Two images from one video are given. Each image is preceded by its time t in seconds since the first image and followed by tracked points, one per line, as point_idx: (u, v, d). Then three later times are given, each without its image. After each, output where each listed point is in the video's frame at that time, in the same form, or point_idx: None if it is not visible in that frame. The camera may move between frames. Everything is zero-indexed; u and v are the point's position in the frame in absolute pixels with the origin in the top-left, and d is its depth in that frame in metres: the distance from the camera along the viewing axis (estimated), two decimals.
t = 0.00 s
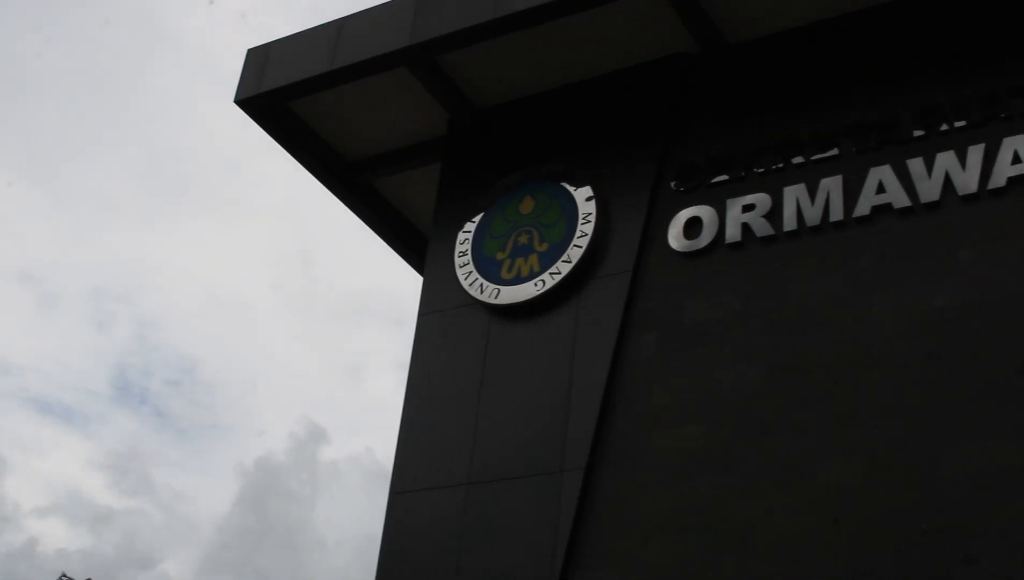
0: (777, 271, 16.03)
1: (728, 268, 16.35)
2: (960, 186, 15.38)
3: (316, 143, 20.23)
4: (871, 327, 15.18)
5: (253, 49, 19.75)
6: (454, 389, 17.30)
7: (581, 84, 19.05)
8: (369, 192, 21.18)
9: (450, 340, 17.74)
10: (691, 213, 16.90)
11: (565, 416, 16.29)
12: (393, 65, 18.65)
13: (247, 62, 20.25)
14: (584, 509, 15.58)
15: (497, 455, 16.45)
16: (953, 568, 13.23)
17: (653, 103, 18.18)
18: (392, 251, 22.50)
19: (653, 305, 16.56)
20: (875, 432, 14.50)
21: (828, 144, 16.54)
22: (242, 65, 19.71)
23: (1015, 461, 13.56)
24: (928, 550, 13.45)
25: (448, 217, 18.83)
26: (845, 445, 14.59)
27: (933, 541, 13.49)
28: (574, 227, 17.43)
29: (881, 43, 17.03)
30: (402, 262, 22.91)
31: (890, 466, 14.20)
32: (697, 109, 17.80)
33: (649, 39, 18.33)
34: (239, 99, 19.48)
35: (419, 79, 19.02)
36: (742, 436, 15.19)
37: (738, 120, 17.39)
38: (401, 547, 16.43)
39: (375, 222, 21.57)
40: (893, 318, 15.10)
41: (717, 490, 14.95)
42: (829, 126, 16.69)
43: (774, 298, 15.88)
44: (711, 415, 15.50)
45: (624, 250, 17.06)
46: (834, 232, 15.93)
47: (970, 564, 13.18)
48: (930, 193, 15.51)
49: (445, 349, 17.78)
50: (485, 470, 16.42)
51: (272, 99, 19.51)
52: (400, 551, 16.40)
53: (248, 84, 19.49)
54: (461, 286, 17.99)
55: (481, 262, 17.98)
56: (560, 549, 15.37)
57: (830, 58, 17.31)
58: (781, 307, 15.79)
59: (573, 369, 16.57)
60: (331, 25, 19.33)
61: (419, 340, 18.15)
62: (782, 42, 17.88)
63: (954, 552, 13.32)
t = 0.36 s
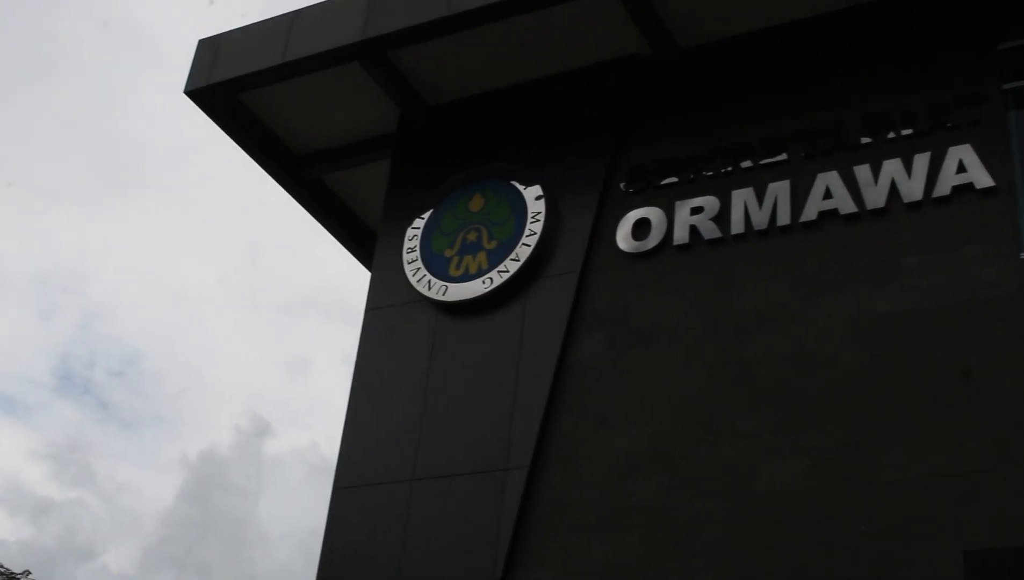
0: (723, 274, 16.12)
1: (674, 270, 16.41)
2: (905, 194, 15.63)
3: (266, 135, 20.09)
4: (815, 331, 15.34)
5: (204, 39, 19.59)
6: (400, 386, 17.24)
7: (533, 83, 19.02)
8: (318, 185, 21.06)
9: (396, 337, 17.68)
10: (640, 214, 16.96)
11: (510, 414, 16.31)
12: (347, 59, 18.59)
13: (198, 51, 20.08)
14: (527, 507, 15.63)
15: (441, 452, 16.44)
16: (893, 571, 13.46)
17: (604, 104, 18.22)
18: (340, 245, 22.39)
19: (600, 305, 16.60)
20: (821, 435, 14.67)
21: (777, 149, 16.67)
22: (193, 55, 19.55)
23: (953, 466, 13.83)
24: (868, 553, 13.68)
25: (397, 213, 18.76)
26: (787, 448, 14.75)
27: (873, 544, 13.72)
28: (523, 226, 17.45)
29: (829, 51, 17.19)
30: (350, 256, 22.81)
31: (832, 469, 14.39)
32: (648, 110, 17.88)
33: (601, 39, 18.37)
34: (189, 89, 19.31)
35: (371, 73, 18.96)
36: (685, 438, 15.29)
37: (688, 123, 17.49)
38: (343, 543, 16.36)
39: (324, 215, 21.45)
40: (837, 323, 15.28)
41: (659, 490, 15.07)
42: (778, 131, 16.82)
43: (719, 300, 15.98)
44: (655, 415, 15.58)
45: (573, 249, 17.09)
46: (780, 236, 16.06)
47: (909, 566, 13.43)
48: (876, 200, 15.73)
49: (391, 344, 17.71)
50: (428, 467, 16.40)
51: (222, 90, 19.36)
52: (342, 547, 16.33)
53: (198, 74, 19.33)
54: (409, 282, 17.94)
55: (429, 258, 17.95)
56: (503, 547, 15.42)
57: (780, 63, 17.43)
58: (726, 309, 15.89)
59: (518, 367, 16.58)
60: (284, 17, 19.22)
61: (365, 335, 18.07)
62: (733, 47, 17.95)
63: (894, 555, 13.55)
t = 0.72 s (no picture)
0: (682, 272, 16.17)
1: (633, 268, 16.45)
2: (863, 195, 15.73)
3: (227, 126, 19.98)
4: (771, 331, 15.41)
5: (166, 28, 19.49)
6: (357, 379, 17.19)
7: (495, 78, 18.99)
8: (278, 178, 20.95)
9: (354, 330, 17.63)
10: (600, 212, 16.99)
11: (466, 409, 16.29)
12: (310, 51, 18.54)
13: (160, 41, 19.97)
14: (482, 502, 15.63)
15: (397, 446, 16.40)
16: (845, 568, 13.62)
17: (566, 100, 18.23)
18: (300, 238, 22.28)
19: (558, 301, 16.61)
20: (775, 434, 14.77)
21: (737, 148, 16.73)
22: (155, 44, 19.45)
23: (907, 465, 14.00)
24: (821, 551, 13.82)
25: (357, 206, 18.70)
26: (741, 446, 14.84)
27: (826, 542, 13.85)
28: (483, 221, 17.44)
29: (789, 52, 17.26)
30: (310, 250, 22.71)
31: (786, 467, 14.49)
32: (610, 107, 17.90)
33: (564, 36, 18.36)
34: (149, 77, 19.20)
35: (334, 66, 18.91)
36: (641, 435, 15.35)
37: (649, 121, 17.53)
38: (297, 536, 16.29)
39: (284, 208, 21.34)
40: (794, 322, 15.36)
41: (615, 487, 15.12)
42: (738, 131, 16.89)
43: (677, 298, 16.03)
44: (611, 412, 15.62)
45: (532, 245, 17.10)
46: (739, 236, 16.12)
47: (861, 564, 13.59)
48: (834, 201, 15.83)
49: (348, 338, 17.65)
50: (383, 461, 16.36)
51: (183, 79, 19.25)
52: (296, 541, 16.27)
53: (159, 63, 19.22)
54: (368, 276, 17.89)
55: (389, 252, 17.90)
56: (457, 542, 15.42)
57: (741, 63, 17.49)
58: (683, 307, 15.94)
59: (476, 362, 16.57)
60: (247, 8, 19.17)
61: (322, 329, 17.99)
62: (694, 47, 17.98)
63: (846, 553, 13.70)
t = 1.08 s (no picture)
0: (629, 273, 16.23)
1: (582, 268, 16.49)
2: (811, 201, 15.84)
3: (177, 115, 19.81)
4: (716, 334, 15.48)
5: (117, 14, 19.28)
6: (303, 373, 17.13)
7: (449, 74, 18.97)
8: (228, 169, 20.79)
9: (301, 323, 17.56)
10: (550, 211, 17.01)
11: (412, 405, 16.27)
12: (263, 42, 18.43)
13: (111, 27, 19.74)
14: (426, 498, 15.62)
15: (342, 441, 16.36)
16: (783, 571, 13.74)
17: (519, 98, 18.21)
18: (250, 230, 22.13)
19: (506, 299, 16.62)
20: (716, 436, 14.86)
21: (687, 150, 16.80)
22: (106, 30, 19.24)
23: (847, 470, 14.14)
24: (761, 553, 13.92)
25: (307, 199, 18.62)
26: (683, 448, 14.91)
27: (766, 544, 13.96)
28: (433, 218, 17.40)
29: (741, 56, 17.35)
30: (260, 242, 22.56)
31: (728, 469, 14.59)
32: (564, 107, 17.92)
33: (518, 34, 18.37)
34: (99, 64, 18.98)
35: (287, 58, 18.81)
36: (585, 434, 15.39)
37: (601, 122, 17.57)
38: (238, 529, 16.22)
39: (233, 199, 21.19)
40: (739, 324, 15.44)
41: (557, 486, 15.15)
42: (688, 134, 16.96)
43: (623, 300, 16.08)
44: (556, 411, 15.65)
45: (482, 242, 17.10)
46: (687, 238, 16.20)
47: (799, 567, 13.72)
48: (782, 205, 15.93)
49: (296, 331, 17.57)
50: (328, 455, 16.32)
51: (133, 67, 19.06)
52: (238, 534, 16.19)
53: (109, 49, 19.02)
54: (316, 269, 17.81)
55: (337, 246, 17.84)
56: (400, 538, 15.41)
57: (693, 66, 17.55)
58: (630, 309, 16.00)
59: (422, 359, 16.55)
60: None
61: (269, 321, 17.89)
62: (647, 48, 18.03)
63: (784, 556, 13.82)
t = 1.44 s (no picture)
0: (587, 273, 16.26)
1: (541, 267, 16.51)
2: (768, 205, 15.92)
3: (136, 106, 19.66)
4: (671, 335, 15.53)
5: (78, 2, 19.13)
6: (260, 367, 17.06)
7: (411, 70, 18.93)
8: (187, 161, 20.66)
9: (257, 317, 17.49)
10: (509, 209, 17.03)
11: (368, 401, 16.24)
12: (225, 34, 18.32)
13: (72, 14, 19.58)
14: (380, 495, 15.61)
15: (297, 436, 16.32)
16: (735, 572, 13.81)
17: (481, 96, 18.20)
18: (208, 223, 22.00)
19: (464, 297, 16.62)
20: (670, 437, 14.91)
21: (647, 152, 16.86)
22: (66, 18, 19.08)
23: (799, 472, 14.22)
24: (712, 554, 14.00)
25: (266, 192, 18.54)
26: (636, 448, 14.96)
27: (717, 545, 14.03)
28: (392, 214, 17.37)
29: (702, 60, 17.42)
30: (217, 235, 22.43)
31: (681, 470, 14.65)
32: (526, 106, 17.95)
33: (481, 32, 18.36)
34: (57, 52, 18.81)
35: (249, 50, 18.72)
36: (540, 433, 15.41)
37: (562, 121, 17.61)
38: (191, 523, 16.15)
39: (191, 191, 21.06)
40: (695, 326, 15.50)
41: (511, 484, 15.17)
42: (648, 136, 17.02)
43: (580, 299, 16.11)
44: (512, 410, 15.67)
45: (441, 239, 17.09)
46: (645, 239, 16.26)
47: (751, 568, 13.80)
48: (740, 209, 16.00)
49: (252, 325, 17.50)
50: (282, 450, 16.27)
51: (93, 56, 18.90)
52: (190, 527, 16.12)
53: (69, 38, 18.86)
54: (274, 263, 17.75)
55: (295, 240, 17.78)
56: (353, 533, 15.38)
57: (655, 68, 17.60)
58: (587, 309, 16.03)
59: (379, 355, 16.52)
60: None
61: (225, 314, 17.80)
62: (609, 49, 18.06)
63: (736, 557, 13.90)
